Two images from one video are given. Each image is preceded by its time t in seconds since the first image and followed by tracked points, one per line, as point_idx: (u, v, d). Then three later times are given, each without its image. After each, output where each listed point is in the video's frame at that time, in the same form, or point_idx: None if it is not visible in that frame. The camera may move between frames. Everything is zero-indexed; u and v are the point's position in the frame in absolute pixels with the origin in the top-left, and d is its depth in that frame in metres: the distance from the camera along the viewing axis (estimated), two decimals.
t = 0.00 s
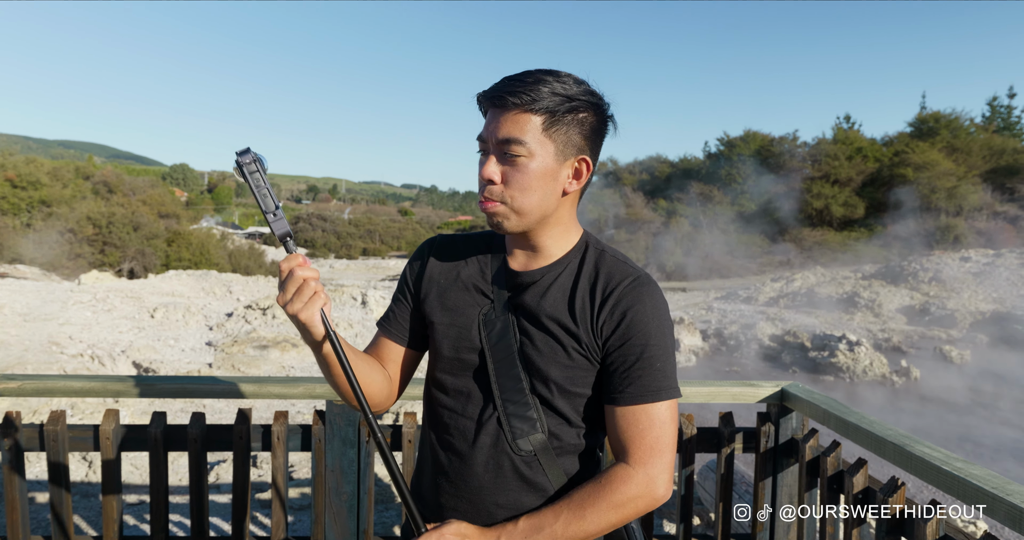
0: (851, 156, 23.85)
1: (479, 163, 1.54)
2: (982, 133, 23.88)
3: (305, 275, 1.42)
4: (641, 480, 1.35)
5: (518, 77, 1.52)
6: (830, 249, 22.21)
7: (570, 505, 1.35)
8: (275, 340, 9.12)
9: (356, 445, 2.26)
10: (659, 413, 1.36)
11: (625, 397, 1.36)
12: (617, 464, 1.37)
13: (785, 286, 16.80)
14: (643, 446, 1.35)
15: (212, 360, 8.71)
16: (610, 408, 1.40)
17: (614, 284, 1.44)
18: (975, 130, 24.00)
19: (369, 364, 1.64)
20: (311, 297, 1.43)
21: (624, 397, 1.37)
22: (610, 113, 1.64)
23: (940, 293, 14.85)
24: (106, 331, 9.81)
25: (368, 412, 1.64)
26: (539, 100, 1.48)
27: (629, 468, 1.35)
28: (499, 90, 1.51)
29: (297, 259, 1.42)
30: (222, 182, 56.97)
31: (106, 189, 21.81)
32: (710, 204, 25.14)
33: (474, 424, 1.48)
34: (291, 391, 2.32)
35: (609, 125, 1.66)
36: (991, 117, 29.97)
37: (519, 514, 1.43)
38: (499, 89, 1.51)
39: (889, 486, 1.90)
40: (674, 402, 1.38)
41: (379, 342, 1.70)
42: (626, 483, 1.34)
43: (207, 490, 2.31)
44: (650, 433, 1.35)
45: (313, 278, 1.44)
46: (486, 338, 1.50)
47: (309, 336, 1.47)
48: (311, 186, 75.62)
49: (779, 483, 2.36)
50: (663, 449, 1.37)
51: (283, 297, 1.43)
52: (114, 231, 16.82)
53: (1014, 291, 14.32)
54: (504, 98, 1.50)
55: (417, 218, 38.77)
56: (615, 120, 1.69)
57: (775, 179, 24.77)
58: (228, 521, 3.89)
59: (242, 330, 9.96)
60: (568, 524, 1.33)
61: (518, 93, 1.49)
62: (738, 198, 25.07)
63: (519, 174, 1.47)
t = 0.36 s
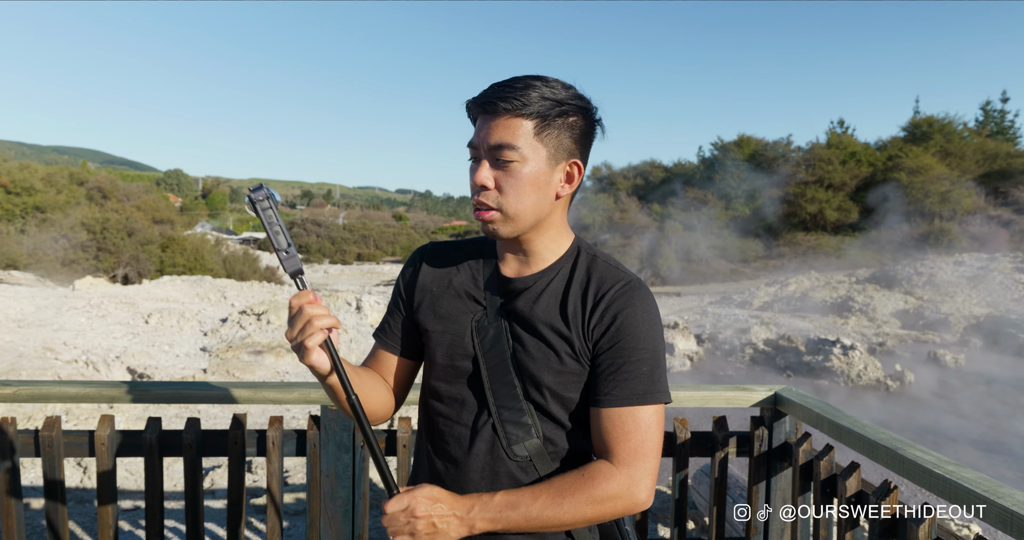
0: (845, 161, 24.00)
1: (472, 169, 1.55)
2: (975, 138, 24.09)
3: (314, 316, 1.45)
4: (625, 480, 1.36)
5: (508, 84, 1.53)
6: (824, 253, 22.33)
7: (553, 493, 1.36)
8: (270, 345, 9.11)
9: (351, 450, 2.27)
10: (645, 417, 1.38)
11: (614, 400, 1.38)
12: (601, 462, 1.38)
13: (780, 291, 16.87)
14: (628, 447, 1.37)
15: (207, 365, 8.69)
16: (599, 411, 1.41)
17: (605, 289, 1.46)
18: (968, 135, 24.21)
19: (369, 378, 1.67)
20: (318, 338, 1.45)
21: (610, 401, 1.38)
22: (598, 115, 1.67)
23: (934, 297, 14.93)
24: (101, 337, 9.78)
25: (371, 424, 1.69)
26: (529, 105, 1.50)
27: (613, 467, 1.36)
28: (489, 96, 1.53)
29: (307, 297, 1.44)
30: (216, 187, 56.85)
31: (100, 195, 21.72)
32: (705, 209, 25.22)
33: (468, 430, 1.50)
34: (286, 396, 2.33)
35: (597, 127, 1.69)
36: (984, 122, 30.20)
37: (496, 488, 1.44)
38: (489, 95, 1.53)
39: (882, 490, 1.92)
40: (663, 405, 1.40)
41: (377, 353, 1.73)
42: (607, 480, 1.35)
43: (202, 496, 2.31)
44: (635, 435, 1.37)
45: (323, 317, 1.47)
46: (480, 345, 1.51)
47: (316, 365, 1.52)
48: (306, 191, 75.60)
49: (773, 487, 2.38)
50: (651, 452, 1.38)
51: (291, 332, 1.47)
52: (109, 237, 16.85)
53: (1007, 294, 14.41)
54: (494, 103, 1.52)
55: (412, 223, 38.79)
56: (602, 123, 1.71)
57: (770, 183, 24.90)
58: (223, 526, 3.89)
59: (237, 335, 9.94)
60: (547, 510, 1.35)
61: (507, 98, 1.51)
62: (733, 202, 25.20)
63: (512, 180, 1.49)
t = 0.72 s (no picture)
0: (843, 165, 24.08)
1: (463, 174, 1.55)
2: (973, 142, 24.20)
3: (333, 313, 1.46)
4: (622, 481, 1.36)
5: (495, 88, 1.53)
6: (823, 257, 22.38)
7: (552, 493, 1.36)
8: (269, 349, 9.11)
9: (350, 454, 2.27)
10: (643, 419, 1.39)
11: (611, 402, 1.38)
12: (600, 464, 1.38)
13: (779, 294, 16.90)
14: (625, 447, 1.37)
15: (205, 369, 8.68)
16: (595, 412, 1.41)
17: (600, 291, 1.46)
18: (966, 139, 24.32)
19: (373, 385, 1.68)
20: (332, 336, 1.46)
21: (609, 403, 1.39)
22: (584, 116, 1.68)
23: (932, 301, 14.96)
24: (99, 341, 9.76)
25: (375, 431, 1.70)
26: (518, 107, 1.50)
27: (612, 467, 1.37)
28: (477, 100, 1.53)
29: (324, 293, 1.45)
30: (215, 191, 56.91)
31: (99, 199, 21.67)
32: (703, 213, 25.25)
33: (466, 437, 1.50)
34: (285, 400, 2.32)
35: (583, 127, 1.70)
36: (982, 126, 30.27)
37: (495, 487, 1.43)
38: (478, 98, 1.53)
39: (882, 494, 1.92)
40: (660, 406, 1.41)
41: (373, 363, 1.73)
42: (605, 482, 1.35)
43: (201, 500, 2.31)
44: (633, 438, 1.37)
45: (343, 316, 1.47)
46: (476, 351, 1.51)
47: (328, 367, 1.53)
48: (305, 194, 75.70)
49: (773, 491, 2.38)
50: (649, 453, 1.39)
51: (308, 330, 1.48)
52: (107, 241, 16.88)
53: (1005, 299, 14.45)
54: (483, 107, 1.52)
55: (411, 227, 38.85)
56: (588, 123, 1.73)
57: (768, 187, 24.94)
58: (222, 530, 3.88)
59: (235, 339, 9.94)
60: (547, 509, 1.35)
61: (497, 101, 1.51)
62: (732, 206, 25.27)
63: (505, 183, 1.49)
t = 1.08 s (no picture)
0: (844, 164, 24.09)
1: (480, 170, 1.52)
2: (975, 142, 24.24)
3: (409, 316, 1.34)
4: (620, 469, 1.37)
5: (505, 82, 1.51)
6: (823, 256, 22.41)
7: (552, 493, 1.36)
8: (269, 345, 9.12)
9: (351, 450, 2.27)
10: (637, 405, 1.40)
11: (607, 389, 1.39)
12: (598, 456, 1.39)
13: (779, 293, 16.91)
14: (621, 435, 1.38)
15: (205, 365, 8.68)
16: (591, 401, 1.41)
17: (592, 279, 1.47)
18: (968, 139, 24.36)
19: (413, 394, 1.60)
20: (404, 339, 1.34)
21: (604, 390, 1.39)
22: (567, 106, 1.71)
23: (933, 300, 14.98)
24: (99, 336, 9.77)
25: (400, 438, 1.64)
26: (533, 101, 1.50)
27: (608, 458, 1.37)
28: (488, 94, 1.50)
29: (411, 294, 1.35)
30: (216, 188, 56.99)
31: (99, 195, 21.62)
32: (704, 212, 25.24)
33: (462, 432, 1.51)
34: (286, 396, 2.33)
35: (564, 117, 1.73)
36: (984, 126, 30.24)
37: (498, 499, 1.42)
38: (488, 93, 1.50)
39: (883, 493, 1.92)
40: (654, 393, 1.42)
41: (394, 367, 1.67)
42: (604, 471, 1.36)
43: (202, 495, 2.31)
44: (629, 424, 1.38)
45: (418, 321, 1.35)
46: (471, 346, 1.51)
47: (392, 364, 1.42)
48: (305, 191, 75.74)
49: (773, 489, 2.38)
50: (644, 440, 1.40)
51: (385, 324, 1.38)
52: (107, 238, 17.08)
53: (1005, 299, 14.47)
54: (495, 102, 1.49)
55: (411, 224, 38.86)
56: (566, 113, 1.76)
57: (769, 186, 24.91)
58: (222, 526, 3.89)
59: (235, 335, 9.95)
60: (551, 512, 1.34)
61: (508, 95, 1.49)
62: (732, 205, 25.28)
63: (528, 178, 1.49)
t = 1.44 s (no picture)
0: (842, 160, 24.10)
1: (464, 168, 1.48)
2: (972, 138, 24.25)
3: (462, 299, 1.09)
4: (620, 457, 1.37)
5: (485, 80, 1.49)
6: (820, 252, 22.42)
7: (558, 479, 1.35)
8: (266, 341, 9.10)
9: (348, 445, 2.26)
10: (634, 393, 1.39)
11: (604, 379, 1.38)
12: (598, 443, 1.38)
13: (777, 289, 16.92)
14: (620, 423, 1.38)
15: (203, 361, 8.66)
16: (588, 390, 1.41)
17: (586, 270, 1.46)
18: (965, 135, 24.37)
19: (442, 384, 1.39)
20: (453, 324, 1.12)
21: (601, 380, 1.39)
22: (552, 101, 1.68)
23: (930, 296, 15.01)
24: (96, 332, 9.74)
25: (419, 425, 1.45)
26: (511, 97, 1.47)
27: (608, 445, 1.37)
28: (466, 94, 1.48)
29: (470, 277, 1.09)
30: (213, 184, 56.87)
31: (96, 190, 21.56)
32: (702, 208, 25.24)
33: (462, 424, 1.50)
34: (283, 391, 2.32)
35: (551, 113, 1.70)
36: (981, 123, 30.30)
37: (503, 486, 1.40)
38: (467, 93, 1.48)
39: (878, 487, 1.92)
40: (650, 380, 1.42)
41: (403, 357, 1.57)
42: (605, 459, 1.36)
43: (199, 491, 2.30)
44: (626, 413, 1.38)
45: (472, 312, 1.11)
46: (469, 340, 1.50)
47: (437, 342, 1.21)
48: (302, 187, 75.67)
49: (770, 484, 2.38)
50: (643, 427, 1.40)
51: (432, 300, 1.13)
52: (104, 233, 17.07)
53: (1002, 295, 14.49)
54: (474, 101, 1.47)
55: (409, 220, 38.84)
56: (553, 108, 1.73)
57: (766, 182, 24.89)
58: (220, 521, 3.88)
59: (233, 331, 9.94)
60: (557, 498, 1.34)
61: (486, 94, 1.47)
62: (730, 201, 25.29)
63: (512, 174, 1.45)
